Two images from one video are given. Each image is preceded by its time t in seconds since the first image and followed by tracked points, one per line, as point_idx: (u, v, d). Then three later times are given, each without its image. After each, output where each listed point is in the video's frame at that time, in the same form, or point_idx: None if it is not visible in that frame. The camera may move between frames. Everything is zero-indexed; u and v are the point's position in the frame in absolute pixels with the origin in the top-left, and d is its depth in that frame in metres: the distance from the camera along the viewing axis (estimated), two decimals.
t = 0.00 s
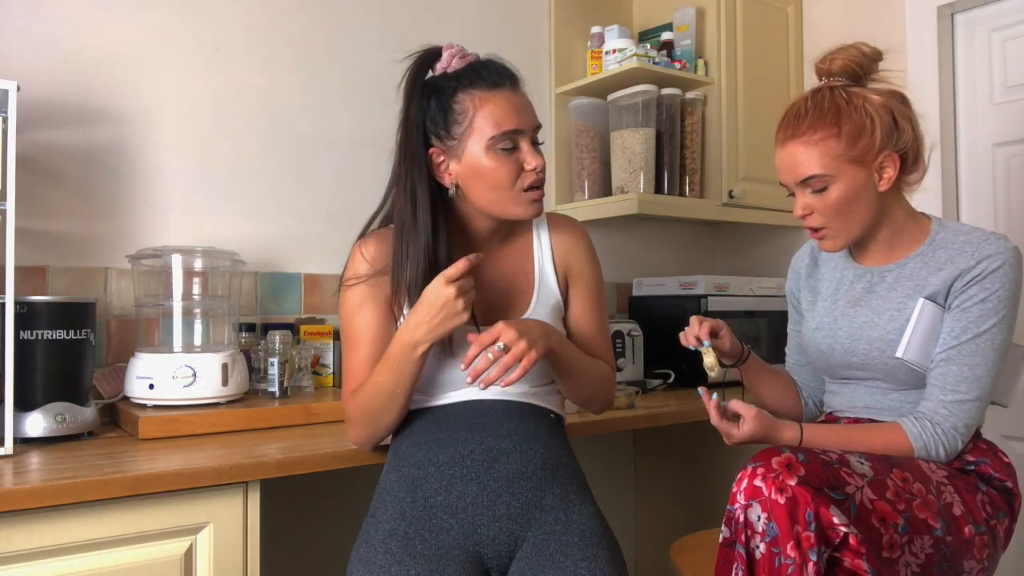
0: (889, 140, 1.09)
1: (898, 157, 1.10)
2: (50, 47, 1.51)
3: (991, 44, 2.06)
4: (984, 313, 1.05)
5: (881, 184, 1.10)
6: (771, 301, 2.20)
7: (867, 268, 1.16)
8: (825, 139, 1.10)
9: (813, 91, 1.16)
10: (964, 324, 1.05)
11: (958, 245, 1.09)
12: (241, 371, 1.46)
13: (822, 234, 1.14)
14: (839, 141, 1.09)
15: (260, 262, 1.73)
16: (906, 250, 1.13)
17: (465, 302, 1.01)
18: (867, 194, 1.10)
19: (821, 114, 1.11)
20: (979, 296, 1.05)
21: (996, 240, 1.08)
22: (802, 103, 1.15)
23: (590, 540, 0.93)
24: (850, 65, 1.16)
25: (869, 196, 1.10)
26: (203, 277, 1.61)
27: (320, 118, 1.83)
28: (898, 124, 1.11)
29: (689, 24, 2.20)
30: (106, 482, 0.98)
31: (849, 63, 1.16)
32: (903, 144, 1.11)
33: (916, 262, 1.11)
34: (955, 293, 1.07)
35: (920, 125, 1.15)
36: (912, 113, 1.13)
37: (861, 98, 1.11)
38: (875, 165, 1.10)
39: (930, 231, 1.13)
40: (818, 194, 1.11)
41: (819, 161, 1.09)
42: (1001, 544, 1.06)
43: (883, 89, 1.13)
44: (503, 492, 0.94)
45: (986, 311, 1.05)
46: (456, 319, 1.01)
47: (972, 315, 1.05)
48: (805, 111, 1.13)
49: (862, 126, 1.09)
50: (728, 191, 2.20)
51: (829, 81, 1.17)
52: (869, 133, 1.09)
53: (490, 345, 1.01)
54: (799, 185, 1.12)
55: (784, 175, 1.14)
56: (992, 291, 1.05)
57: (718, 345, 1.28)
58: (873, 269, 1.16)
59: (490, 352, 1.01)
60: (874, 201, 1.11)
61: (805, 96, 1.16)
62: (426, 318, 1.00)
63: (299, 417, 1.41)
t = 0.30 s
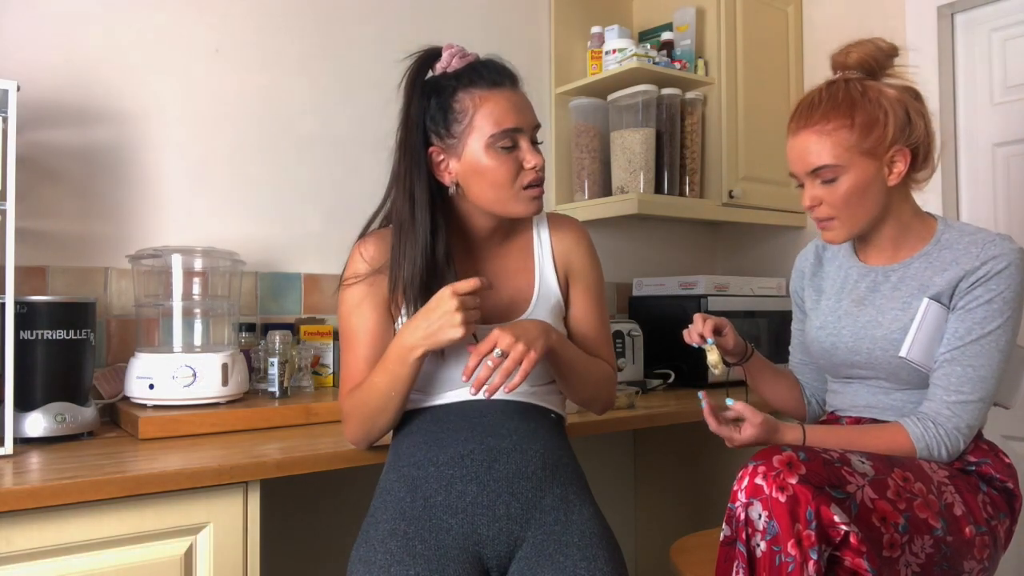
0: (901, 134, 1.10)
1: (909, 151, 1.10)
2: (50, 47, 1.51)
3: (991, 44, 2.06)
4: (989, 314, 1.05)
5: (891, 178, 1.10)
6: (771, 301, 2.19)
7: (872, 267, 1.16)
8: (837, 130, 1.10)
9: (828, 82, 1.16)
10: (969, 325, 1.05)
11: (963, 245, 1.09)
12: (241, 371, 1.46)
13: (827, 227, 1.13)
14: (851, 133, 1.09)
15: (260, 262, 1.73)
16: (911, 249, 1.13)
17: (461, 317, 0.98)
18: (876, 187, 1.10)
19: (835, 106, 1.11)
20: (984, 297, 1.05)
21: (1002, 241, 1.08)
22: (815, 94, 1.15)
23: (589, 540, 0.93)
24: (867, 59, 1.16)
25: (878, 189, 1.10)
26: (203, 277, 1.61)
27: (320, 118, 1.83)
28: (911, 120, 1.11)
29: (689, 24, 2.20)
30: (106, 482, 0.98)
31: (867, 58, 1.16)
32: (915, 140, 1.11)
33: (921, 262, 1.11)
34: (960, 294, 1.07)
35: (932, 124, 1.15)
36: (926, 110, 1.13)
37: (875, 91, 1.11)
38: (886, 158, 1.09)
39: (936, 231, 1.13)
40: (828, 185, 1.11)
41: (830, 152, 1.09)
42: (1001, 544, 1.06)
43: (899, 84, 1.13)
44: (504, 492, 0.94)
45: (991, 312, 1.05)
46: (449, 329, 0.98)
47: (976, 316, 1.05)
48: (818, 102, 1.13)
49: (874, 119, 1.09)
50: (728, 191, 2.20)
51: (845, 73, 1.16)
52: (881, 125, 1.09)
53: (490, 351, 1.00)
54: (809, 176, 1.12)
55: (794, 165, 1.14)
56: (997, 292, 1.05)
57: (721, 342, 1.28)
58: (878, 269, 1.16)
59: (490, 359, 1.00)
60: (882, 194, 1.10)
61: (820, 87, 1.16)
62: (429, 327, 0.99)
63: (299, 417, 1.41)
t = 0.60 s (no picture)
0: (917, 122, 1.11)
1: (922, 143, 1.11)
2: (50, 47, 1.51)
3: (991, 44, 2.06)
4: (983, 309, 1.05)
5: (899, 166, 1.11)
6: (771, 301, 2.19)
7: (870, 263, 1.17)
8: (855, 104, 1.11)
9: (858, 62, 1.17)
10: (964, 320, 1.05)
11: (961, 242, 1.09)
12: (241, 371, 1.46)
13: (828, 201, 1.14)
14: (869, 110, 1.11)
15: (260, 262, 1.73)
16: (909, 244, 1.14)
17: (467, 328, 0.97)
18: (882, 171, 1.11)
19: (860, 82, 1.12)
20: (979, 292, 1.05)
21: (999, 238, 1.08)
22: (844, 71, 1.16)
23: (590, 540, 0.93)
24: (904, 46, 1.14)
25: (884, 172, 1.11)
26: (203, 277, 1.61)
27: (320, 118, 1.83)
28: (930, 114, 1.12)
29: (689, 24, 2.20)
30: (106, 482, 0.98)
31: (905, 47, 1.14)
32: (931, 135, 1.12)
33: (918, 257, 1.11)
34: (956, 289, 1.07)
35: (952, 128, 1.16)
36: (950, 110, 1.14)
37: (903, 74, 1.12)
38: (898, 144, 1.11)
39: (935, 227, 1.13)
40: (836, 158, 1.12)
41: (845, 124, 1.10)
42: (1000, 544, 1.06)
43: (930, 76, 1.14)
44: (504, 493, 0.94)
45: (985, 307, 1.05)
46: (452, 336, 0.97)
47: (971, 311, 1.05)
48: (845, 78, 1.14)
49: (894, 99, 1.11)
50: (728, 191, 2.20)
51: (877, 55, 1.17)
52: (899, 108, 1.11)
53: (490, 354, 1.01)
54: (820, 147, 1.13)
55: (808, 137, 1.15)
56: (992, 288, 1.05)
57: (717, 337, 1.27)
58: (875, 265, 1.16)
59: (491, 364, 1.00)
60: (888, 178, 1.11)
61: (852, 64, 1.17)
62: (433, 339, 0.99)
63: (299, 417, 1.41)
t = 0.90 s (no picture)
0: (922, 122, 1.11)
1: (927, 143, 1.11)
2: (50, 47, 1.51)
3: (991, 44, 2.06)
4: (987, 314, 1.05)
5: (904, 166, 1.11)
6: (771, 301, 2.19)
7: (872, 263, 1.16)
8: (859, 104, 1.11)
9: (863, 61, 1.17)
10: (967, 324, 1.05)
11: (965, 244, 1.09)
12: (241, 371, 1.46)
13: (832, 201, 1.14)
14: (874, 109, 1.11)
15: (260, 262, 1.74)
16: (912, 246, 1.13)
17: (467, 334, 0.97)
18: (887, 170, 1.11)
19: (864, 81, 1.12)
20: (983, 296, 1.05)
21: (1005, 241, 1.07)
22: (848, 69, 1.16)
23: (590, 540, 0.93)
24: (909, 45, 1.14)
25: (889, 172, 1.11)
26: (203, 277, 1.61)
27: (320, 118, 1.83)
28: (935, 113, 1.12)
29: (689, 24, 2.20)
30: (106, 482, 0.98)
31: (910, 45, 1.14)
32: (936, 134, 1.12)
33: (922, 259, 1.11)
34: (960, 293, 1.07)
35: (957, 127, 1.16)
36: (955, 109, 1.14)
37: (908, 73, 1.12)
38: (903, 144, 1.11)
39: (938, 229, 1.13)
40: (841, 157, 1.12)
41: (849, 124, 1.11)
42: (1000, 545, 1.06)
43: (935, 75, 1.14)
44: (504, 493, 0.94)
45: (989, 311, 1.05)
46: (452, 342, 0.97)
47: (975, 315, 1.05)
48: (849, 77, 1.15)
49: (899, 98, 1.11)
50: (728, 191, 2.20)
51: (881, 54, 1.17)
52: (904, 107, 1.11)
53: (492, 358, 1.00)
54: (825, 147, 1.14)
55: (812, 136, 1.16)
56: (996, 292, 1.05)
57: (718, 336, 1.27)
58: (878, 265, 1.16)
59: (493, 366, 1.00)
60: (893, 177, 1.11)
61: (856, 63, 1.17)
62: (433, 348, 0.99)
63: (299, 417, 1.41)
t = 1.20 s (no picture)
0: (930, 121, 1.11)
1: (933, 142, 1.11)
2: (51, 48, 1.51)
3: (991, 44, 2.06)
4: (991, 316, 1.05)
5: (911, 165, 1.11)
6: (771, 301, 2.19)
7: (876, 263, 1.16)
8: (866, 102, 1.11)
9: (869, 59, 1.17)
10: (971, 327, 1.05)
11: (971, 246, 1.09)
12: (241, 371, 1.46)
13: (838, 200, 1.14)
14: (880, 108, 1.11)
15: (260, 262, 1.73)
16: (915, 246, 1.13)
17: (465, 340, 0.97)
18: (893, 170, 1.11)
19: (870, 80, 1.12)
20: (987, 298, 1.05)
21: (1010, 243, 1.07)
22: (854, 68, 1.16)
23: (589, 540, 0.93)
24: (918, 43, 1.14)
25: (896, 171, 1.11)
26: (203, 277, 1.60)
27: (320, 118, 1.83)
28: (943, 112, 1.12)
29: (689, 24, 2.20)
30: (106, 482, 0.98)
31: (918, 43, 1.14)
32: (942, 134, 1.12)
33: (926, 260, 1.11)
34: (964, 295, 1.07)
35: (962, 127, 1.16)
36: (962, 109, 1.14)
37: (915, 71, 1.12)
38: (909, 143, 1.11)
39: (943, 229, 1.13)
40: (846, 156, 1.12)
41: (855, 122, 1.11)
42: (1001, 545, 1.06)
43: (942, 74, 1.13)
44: (504, 493, 0.94)
45: (993, 314, 1.05)
46: (451, 348, 0.97)
47: (978, 318, 1.05)
48: (855, 76, 1.15)
49: (906, 97, 1.11)
50: (728, 191, 2.20)
51: (888, 53, 1.16)
52: (911, 106, 1.11)
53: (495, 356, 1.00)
54: (830, 145, 1.13)
55: (818, 134, 1.15)
56: (1001, 294, 1.05)
57: (720, 333, 1.28)
58: (882, 265, 1.15)
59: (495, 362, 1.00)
60: (899, 177, 1.11)
61: (863, 61, 1.17)
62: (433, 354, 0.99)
63: (299, 417, 1.41)
